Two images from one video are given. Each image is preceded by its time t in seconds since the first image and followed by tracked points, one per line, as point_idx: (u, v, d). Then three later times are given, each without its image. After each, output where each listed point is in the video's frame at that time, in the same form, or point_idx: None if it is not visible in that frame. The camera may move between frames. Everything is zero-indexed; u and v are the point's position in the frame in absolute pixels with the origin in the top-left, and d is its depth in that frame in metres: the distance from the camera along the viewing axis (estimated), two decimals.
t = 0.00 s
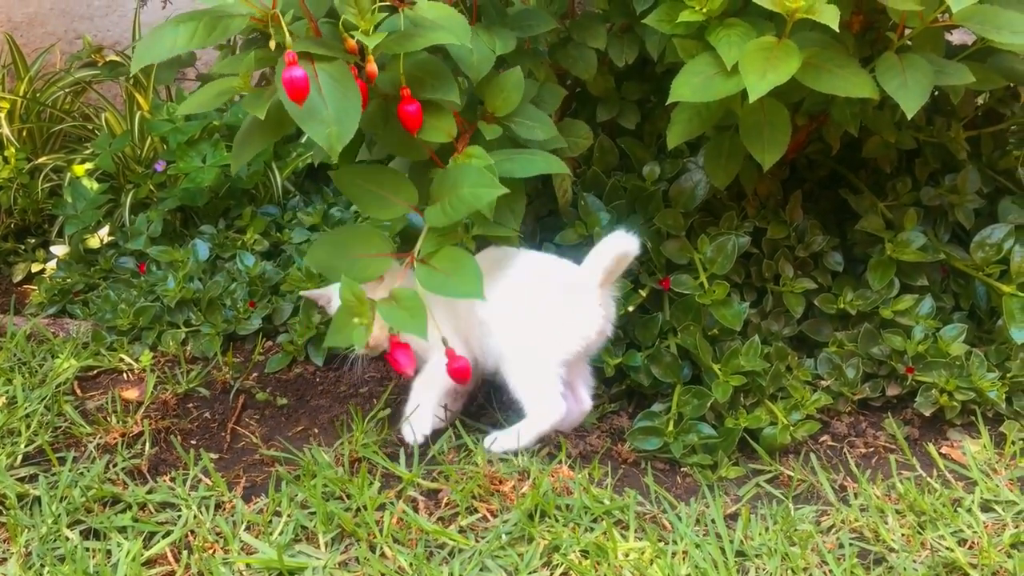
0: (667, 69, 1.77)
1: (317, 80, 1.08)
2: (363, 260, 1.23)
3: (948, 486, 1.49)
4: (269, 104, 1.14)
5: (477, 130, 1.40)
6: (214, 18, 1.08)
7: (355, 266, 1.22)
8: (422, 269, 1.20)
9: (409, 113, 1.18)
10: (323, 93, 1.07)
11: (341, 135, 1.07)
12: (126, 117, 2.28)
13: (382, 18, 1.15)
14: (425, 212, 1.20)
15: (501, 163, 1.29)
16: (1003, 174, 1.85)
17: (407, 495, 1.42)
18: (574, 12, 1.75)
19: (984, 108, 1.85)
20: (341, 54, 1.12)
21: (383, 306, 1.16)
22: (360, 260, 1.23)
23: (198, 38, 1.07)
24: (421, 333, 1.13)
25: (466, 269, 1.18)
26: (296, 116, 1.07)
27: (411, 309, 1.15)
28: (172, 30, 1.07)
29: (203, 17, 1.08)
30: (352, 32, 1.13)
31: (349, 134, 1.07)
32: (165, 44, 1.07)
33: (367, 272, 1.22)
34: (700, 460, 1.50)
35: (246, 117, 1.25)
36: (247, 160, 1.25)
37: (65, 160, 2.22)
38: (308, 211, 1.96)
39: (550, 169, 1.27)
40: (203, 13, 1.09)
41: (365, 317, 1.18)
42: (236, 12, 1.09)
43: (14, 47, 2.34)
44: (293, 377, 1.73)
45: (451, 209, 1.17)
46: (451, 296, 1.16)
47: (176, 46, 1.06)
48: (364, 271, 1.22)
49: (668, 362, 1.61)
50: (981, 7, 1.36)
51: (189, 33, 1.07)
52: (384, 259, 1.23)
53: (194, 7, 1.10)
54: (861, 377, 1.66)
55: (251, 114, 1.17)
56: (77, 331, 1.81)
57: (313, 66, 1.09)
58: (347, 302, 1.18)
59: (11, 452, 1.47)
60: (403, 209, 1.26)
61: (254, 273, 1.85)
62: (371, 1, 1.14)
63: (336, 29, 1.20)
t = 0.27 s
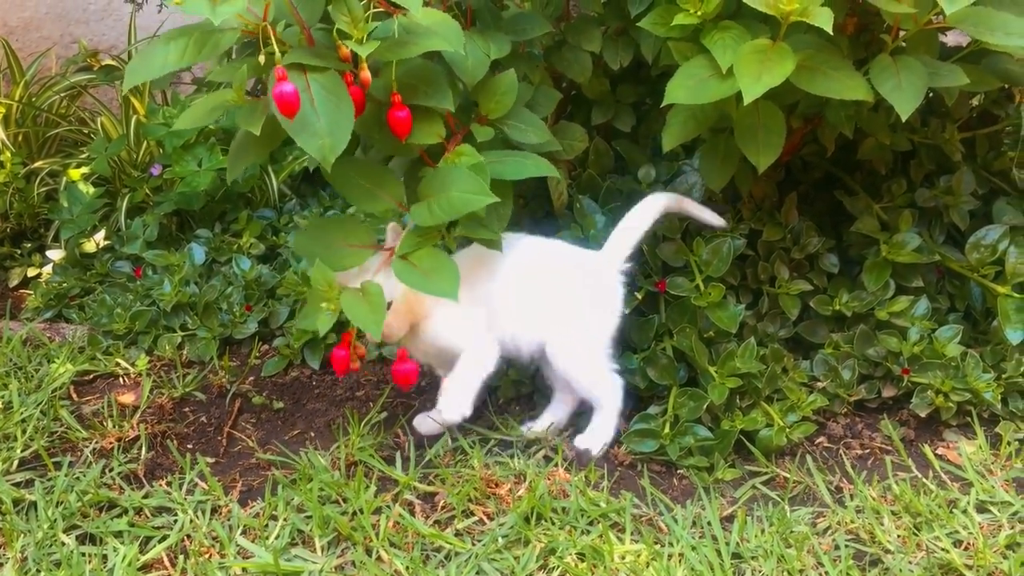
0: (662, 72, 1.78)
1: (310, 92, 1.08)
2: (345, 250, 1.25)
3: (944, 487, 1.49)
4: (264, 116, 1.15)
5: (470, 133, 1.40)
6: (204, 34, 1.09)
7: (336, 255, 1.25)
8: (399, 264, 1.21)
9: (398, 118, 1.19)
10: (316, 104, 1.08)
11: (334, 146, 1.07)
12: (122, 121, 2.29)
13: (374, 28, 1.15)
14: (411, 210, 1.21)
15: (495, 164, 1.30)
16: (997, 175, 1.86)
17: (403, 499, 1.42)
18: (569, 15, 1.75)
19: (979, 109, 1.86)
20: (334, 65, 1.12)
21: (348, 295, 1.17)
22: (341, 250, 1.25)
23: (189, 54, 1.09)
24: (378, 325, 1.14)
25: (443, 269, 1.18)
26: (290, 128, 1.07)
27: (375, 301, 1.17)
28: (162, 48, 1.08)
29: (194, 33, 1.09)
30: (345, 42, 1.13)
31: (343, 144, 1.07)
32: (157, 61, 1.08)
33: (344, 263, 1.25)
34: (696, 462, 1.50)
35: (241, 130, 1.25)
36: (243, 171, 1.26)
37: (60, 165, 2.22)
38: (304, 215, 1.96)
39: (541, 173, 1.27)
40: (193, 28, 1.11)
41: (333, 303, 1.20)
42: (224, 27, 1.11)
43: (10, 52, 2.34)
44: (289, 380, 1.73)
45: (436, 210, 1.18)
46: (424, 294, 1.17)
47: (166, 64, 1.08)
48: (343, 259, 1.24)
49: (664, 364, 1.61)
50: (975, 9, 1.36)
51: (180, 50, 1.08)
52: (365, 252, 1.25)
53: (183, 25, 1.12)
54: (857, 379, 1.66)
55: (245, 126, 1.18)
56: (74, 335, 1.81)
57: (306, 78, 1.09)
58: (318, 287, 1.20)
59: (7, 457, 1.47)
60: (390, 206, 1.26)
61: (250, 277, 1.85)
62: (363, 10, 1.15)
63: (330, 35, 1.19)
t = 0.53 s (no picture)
0: (659, 74, 1.78)
1: (311, 82, 1.08)
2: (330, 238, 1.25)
3: (941, 489, 1.49)
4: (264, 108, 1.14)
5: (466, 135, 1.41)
6: (208, 18, 1.08)
7: (322, 244, 1.24)
8: (389, 263, 1.17)
9: (402, 115, 1.19)
10: (317, 94, 1.07)
11: (335, 135, 1.07)
12: (120, 124, 2.29)
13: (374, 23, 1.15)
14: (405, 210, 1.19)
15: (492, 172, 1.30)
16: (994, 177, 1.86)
17: (401, 502, 1.43)
18: (567, 17, 1.75)
19: (976, 111, 1.86)
20: (335, 57, 1.12)
21: (339, 290, 1.13)
22: (327, 241, 1.24)
23: (191, 35, 1.07)
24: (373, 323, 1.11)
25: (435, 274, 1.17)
26: (290, 116, 1.07)
27: (367, 297, 1.13)
28: (165, 28, 1.07)
29: (197, 16, 1.08)
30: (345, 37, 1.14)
31: (343, 132, 1.07)
32: (158, 40, 1.06)
33: (330, 254, 1.24)
34: (694, 465, 1.50)
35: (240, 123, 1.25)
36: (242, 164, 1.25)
37: (59, 168, 2.22)
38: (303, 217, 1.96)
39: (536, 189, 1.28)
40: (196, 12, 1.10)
41: (321, 295, 1.17)
42: (227, 13, 1.10)
43: (8, 54, 2.34)
44: (288, 383, 1.73)
45: (432, 215, 1.16)
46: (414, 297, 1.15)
47: (168, 43, 1.06)
48: (330, 250, 1.24)
49: (662, 366, 1.61)
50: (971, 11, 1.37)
51: (183, 31, 1.07)
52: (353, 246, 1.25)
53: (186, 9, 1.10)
54: (855, 380, 1.66)
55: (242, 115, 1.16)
56: (72, 338, 1.82)
57: (307, 69, 1.09)
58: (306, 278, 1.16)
59: (6, 460, 1.47)
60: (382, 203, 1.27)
61: (249, 279, 1.85)
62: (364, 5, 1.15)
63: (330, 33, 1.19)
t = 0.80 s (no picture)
0: (658, 75, 1.78)
1: (300, 98, 1.08)
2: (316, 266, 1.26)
3: (939, 489, 1.49)
4: (255, 121, 1.15)
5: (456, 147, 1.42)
6: (195, 43, 1.10)
7: (304, 270, 1.26)
8: (361, 295, 1.23)
9: (392, 129, 1.20)
10: (305, 112, 1.08)
11: (324, 153, 1.07)
12: (120, 124, 2.30)
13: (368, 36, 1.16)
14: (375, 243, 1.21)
15: (469, 202, 1.27)
16: (993, 177, 1.86)
17: (400, 502, 1.43)
18: (565, 18, 1.75)
19: (974, 112, 1.86)
20: (326, 71, 1.12)
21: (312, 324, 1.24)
22: (311, 266, 1.26)
23: (181, 62, 1.08)
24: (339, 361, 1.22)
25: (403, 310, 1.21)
26: (279, 135, 1.07)
27: (337, 334, 1.24)
28: (154, 56, 1.08)
29: (185, 41, 1.09)
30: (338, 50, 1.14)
31: (331, 152, 1.07)
32: (148, 67, 1.07)
33: (312, 280, 1.26)
34: (693, 465, 1.50)
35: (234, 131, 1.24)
36: (237, 175, 1.23)
37: (59, 168, 2.21)
38: (302, 218, 1.97)
39: (507, 226, 1.24)
40: (184, 36, 1.11)
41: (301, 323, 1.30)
42: (216, 35, 1.11)
43: (7, 55, 2.34)
44: (287, 384, 1.73)
45: (394, 254, 1.18)
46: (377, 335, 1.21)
47: (158, 72, 1.08)
48: (311, 275, 1.26)
49: (660, 366, 1.61)
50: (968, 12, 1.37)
51: (172, 58, 1.08)
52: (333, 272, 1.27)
53: (174, 34, 1.11)
54: (853, 381, 1.66)
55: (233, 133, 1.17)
56: (71, 339, 1.82)
57: (297, 85, 1.09)
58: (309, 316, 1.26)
59: (5, 461, 1.48)
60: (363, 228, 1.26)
61: (248, 280, 1.86)
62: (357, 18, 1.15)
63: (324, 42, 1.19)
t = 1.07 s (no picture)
0: (656, 72, 1.78)
1: (303, 85, 1.07)
2: (307, 281, 1.28)
3: (938, 488, 1.49)
4: (257, 109, 1.14)
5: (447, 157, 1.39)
6: (199, 23, 1.08)
7: (299, 285, 1.28)
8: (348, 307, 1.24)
9: (394, 120, 1.18)
10: (309, 97, 1.07)
11: (327, 139, 1.06)
12: (117, 122, 2.29)
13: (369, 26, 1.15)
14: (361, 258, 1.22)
15: (454, 216, 1.26)
16: (992, 175, 1.86)
17: (397, 501, 1.43)
18: (564, 16, 1.75)
19: (974, 110, 1.86)
20: (328, 59, 1.11)
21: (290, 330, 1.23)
22: (304, 282, 1.28)
23: (185, 41, 1.07)
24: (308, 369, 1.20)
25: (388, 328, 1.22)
26: (281, 120, 1.06)
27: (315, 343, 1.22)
28: (158, 35, 1.06)
29: (189, 22, 1.08)
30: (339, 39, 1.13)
31: (336, 137, 1.06)
32: (150, 47, 1.06)
33: (305, 296, 1.28)
34: (691, 463, 1.50)
35: (234, 123, 1.25)
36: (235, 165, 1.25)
37: (56, 166, 2.21)
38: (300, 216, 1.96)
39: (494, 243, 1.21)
40: (188, 18, 1.10)
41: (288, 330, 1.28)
42: (219, 18, 1.10)
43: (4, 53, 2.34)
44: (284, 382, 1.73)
45: (376, 268, 1.19)
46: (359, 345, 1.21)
47: (160, 51, 1.06)
48: (302, 288, 1.28)
49: (659, 365, 1.61)
50: (967, 10, 1.36)
51: (175, 37, 1.07)
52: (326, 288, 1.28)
53: (176, 16, 1.10)
54: (852, 379, 1.66)
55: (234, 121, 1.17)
56: (69, 337, 1.82)
57: (300, 71, 1.09)
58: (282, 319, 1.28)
59: (1, 459, 1.47)
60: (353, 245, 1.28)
61: (246, 278, 1.85)
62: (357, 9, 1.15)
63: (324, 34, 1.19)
